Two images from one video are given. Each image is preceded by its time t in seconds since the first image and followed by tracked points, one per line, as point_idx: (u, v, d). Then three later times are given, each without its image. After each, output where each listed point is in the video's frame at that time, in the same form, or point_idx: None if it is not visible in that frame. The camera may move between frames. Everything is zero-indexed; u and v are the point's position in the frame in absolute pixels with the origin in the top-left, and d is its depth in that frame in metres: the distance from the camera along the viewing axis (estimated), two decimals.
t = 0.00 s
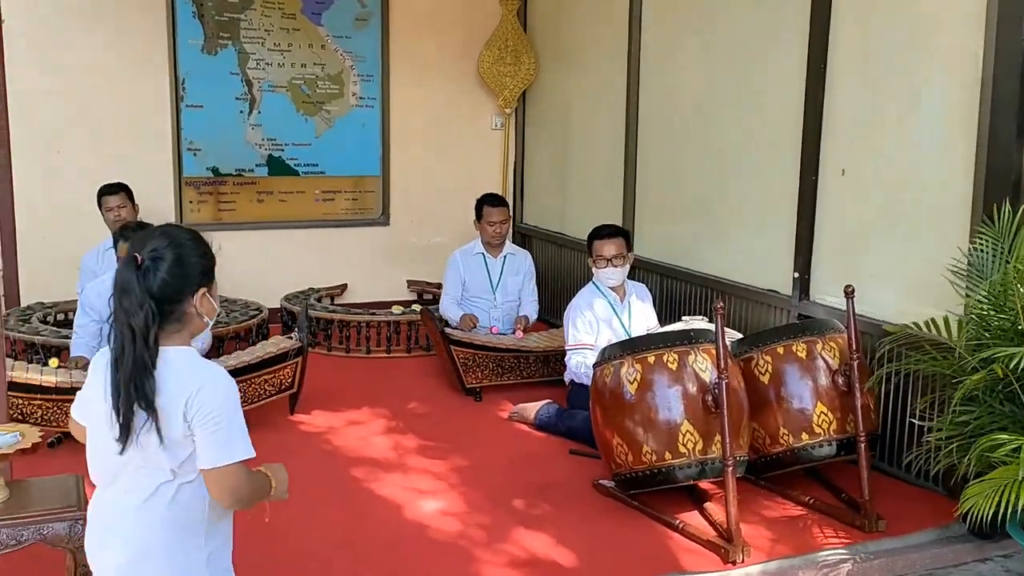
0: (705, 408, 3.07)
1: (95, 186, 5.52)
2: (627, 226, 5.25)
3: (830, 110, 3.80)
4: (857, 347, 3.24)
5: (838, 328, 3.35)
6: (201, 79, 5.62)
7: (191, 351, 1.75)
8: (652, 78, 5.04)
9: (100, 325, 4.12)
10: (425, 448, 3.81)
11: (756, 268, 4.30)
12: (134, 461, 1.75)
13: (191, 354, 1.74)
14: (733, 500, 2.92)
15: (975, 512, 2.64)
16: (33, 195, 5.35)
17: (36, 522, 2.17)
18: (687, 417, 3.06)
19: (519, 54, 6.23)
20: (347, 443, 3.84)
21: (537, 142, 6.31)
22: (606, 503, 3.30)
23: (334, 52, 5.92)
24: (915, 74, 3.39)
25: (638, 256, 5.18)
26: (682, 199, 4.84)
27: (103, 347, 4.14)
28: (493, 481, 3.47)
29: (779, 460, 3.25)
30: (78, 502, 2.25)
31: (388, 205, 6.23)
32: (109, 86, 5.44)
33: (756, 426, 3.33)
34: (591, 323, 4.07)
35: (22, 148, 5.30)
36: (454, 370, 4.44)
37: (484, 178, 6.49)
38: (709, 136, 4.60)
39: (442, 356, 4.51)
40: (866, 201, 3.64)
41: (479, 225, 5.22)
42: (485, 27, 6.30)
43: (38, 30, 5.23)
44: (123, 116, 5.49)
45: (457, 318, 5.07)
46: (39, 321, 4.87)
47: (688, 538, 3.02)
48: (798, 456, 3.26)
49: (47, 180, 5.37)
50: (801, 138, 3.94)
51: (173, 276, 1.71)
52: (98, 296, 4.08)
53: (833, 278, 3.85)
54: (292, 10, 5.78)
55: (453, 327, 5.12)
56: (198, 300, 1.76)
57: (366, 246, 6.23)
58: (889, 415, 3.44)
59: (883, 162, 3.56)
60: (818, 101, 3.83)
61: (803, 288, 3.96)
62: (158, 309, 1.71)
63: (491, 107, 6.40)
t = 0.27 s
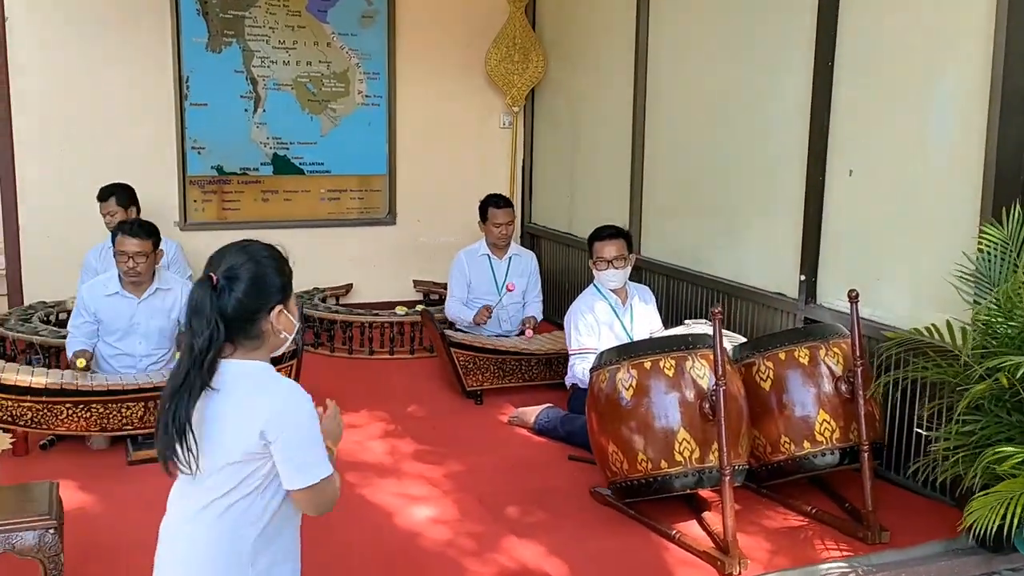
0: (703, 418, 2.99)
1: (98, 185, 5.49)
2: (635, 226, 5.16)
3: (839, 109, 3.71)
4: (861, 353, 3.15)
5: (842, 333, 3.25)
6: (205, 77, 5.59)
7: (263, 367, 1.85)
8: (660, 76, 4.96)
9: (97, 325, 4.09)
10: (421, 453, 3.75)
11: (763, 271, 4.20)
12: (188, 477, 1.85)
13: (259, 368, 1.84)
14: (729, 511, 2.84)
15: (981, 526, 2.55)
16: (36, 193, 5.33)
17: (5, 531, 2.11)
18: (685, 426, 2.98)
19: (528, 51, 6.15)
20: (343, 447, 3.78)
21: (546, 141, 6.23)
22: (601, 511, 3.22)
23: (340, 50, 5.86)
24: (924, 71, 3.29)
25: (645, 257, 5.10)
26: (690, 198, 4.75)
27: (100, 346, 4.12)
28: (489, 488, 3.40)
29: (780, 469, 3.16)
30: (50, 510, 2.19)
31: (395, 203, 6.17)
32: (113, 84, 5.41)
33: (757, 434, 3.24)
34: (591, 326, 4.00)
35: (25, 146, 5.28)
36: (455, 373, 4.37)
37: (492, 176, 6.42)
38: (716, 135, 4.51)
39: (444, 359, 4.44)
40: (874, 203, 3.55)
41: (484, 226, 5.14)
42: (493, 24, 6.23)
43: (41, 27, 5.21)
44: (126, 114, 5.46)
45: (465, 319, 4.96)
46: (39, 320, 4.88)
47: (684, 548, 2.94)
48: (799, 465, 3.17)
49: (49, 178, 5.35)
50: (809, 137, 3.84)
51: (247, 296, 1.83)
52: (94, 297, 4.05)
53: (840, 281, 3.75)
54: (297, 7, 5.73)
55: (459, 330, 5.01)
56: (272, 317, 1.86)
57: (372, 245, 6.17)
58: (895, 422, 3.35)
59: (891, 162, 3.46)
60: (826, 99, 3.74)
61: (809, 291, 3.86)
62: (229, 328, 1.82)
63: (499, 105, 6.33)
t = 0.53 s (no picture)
0: (698, 421, 2.92)
1: (105, 181, 5.50)
2: (642, 225, 5.10)
3: (844, 106, 3.63)
4: (862, 355, 3.08)
5: (844, 336, 3.18)
6: (211, 74, 5.57)
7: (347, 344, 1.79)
8: (667, 72, 4.89)
9: (96, 322, 4.07)
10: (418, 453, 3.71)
11: (768, 270, 4.13)
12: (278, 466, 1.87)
13: (338, 347, 1.78)
14: (723, 516, 2.78)
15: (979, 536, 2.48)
16: (42, 189, 5.34)
17: None
18: (679, 428, 2.92)
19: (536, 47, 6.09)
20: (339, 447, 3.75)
21: (555, 138, 6.17)
22: (595, 515, 3.17)
23: (347, 46, 5.83)
24: (930, 67, 3.21)
25: (652, 256, 5.04)
26: (696, 197, 4.68)
27: (98, 342, 4.11)
28: (483, 489, 3.36)
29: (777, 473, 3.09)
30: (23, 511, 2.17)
31: (402, 201, 6.13)
32: (118, 81, 5.41)
33: (755, 437, 3.18)
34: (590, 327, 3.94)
35: (31, 143, 5.29)
36: (455, 372, 4.33)
37: (501, 174, 6.37)
38: (723, 132, 4.44)
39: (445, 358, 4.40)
40: (879, 203, 3.47)
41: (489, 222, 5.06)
42: (502, 20, 6.17)
43: (47, 23, 5.22)
44: (132, 111, 5.46)
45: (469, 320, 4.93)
46: (43, 317, 4.91)
47: (677, 553, 2.88)
48: (798, 469, 3.10)
49: (55, 175, 5.36)
50: (814, 135, 3.77)
51: (337, 277, 1.78)
52: (93, 293, 4.04)
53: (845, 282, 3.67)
54: (304, 3, 5.70)
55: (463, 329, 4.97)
56: (356, 305, 1.80)
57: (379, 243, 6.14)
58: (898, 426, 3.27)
59: (896, 160, 3.38)
60: (832, 96, 3.66)
61: (813, 292, 3.79)
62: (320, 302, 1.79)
63: (508, 102, 6.27)
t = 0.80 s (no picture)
0: (694, 420, 2.88)
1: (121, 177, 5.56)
2: (654, 221, 5.06)
3: (853, 101, 3.57)
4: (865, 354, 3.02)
5: (847, 335, 3.13)
6: (227, 70, 5.59)
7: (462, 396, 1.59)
8: (680, 67, 4.84)
9: (106, 316, 4.09)
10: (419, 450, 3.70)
11: (777, 268, 4.08)
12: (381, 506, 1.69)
13: (448, 399, 1.60)
14: (716, 517, 2.74)
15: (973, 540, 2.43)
16: (60, 184, 5.43)
17: None
18: (675, 428, 2.88)
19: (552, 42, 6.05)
20: (341, 442, 3.75)
21: (571, 134, 6.14)
22: (592, 513, 3.14)
23: (362, 42, 5.83)
24: (937, 62, 3.14)
25: (664, 253, 4.99)
26: (707, 194, 4.63)
27: (109, 335, 4.12)
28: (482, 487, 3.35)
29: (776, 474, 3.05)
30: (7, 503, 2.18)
31: (417, 197, 6.13)
32: (135, 77, 5.47)
33: (754, 437, 3.13)
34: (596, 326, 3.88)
35: (49, 139, 5.36)
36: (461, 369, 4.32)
37: (517, 170, 6.35)
38: (736, 128, 4.37)
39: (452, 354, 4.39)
40: (887, 199, 3.41)
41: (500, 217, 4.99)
42: (518, 15, 6.14)
43: (65, 20, 5.29)
44: (148, 106, 5.52)
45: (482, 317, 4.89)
46: (58, 311, 4.97)
47: (670, 554, 2.85)
48: (797, 470, 3.05)
49: (73, 170, 5.43)
50: (823, 130, 3.71)
51: (450, 330, 1.63)
52: (103, 287, 4.04)
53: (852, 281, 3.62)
54: None
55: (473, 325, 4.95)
56: (470, 359, 1.62)
57: (394, 238, 6.14)
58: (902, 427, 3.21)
59: (904, 157, 3.32)
60: (841, 92, 3.60)
61: (821, 290, 3.73)
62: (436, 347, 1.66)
63: (524, 98, 6.25)
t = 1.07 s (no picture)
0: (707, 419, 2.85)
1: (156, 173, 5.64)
2: (682, 217, 5.01)
3: (879, 95, 3.50)
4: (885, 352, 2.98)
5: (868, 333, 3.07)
6: (259, 67, 5.65)
7: (737, 432, 1.47)
8: (709, 61, 4.79)
9: (136, 310, 4.14)
10: (439, 446, 3.71)
11: (804, 264, 4.02)
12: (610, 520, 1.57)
13: (719, 435, 1.47)
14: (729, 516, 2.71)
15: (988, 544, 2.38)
16: (97, 180, 5.52)
17: None
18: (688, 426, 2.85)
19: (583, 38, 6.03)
20: (362, 437, 3.78)
21: (601, 129, 6.11)
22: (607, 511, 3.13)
23: (392, 38, 5.85)
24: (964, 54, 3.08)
25: (692, 249, 4.95)
26: (735, 189, 4.58)
27: (139, 330, 4.17)
28: (498, 483, 3.35)
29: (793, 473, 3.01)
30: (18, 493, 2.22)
31: (447, 192, 6.14)
32: (170, 74, 5.55)
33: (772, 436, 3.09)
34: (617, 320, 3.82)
35: (86, 135, 5.46)
36: (484, 365, 4.32)
37: (548, 166, 6.33)
38: (763, 123, 4.32)
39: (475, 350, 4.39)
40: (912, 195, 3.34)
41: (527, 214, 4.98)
42: (549, 11, 6.12)
43: (102, 18, 5.39)
44: (182, 104, 5.59)
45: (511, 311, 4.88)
46: (93, 305, 5.07)
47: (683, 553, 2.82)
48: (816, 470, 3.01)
49: (110, 166, 5.53)
50: (849, 124, 3.65)
51: (712, 357, 1.49)
52: (132, 282, 4.09)
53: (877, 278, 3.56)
54: None
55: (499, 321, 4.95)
56: (741, 392, 1.49)
57: (425, 234, 6.16)
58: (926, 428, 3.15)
59: (930, 151, 3.25)
60: (868, 85, 3.53)
61: (846, 287, 3.68)
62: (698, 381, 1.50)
63: (555, 93, 6.23)
